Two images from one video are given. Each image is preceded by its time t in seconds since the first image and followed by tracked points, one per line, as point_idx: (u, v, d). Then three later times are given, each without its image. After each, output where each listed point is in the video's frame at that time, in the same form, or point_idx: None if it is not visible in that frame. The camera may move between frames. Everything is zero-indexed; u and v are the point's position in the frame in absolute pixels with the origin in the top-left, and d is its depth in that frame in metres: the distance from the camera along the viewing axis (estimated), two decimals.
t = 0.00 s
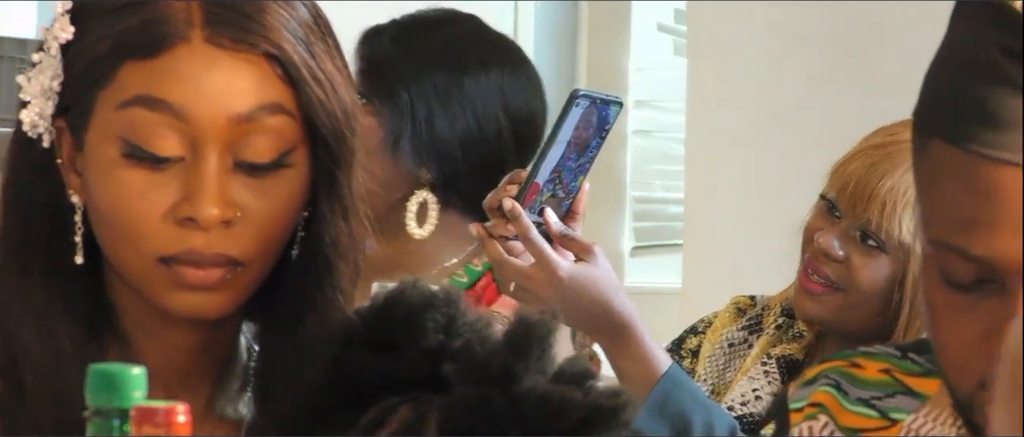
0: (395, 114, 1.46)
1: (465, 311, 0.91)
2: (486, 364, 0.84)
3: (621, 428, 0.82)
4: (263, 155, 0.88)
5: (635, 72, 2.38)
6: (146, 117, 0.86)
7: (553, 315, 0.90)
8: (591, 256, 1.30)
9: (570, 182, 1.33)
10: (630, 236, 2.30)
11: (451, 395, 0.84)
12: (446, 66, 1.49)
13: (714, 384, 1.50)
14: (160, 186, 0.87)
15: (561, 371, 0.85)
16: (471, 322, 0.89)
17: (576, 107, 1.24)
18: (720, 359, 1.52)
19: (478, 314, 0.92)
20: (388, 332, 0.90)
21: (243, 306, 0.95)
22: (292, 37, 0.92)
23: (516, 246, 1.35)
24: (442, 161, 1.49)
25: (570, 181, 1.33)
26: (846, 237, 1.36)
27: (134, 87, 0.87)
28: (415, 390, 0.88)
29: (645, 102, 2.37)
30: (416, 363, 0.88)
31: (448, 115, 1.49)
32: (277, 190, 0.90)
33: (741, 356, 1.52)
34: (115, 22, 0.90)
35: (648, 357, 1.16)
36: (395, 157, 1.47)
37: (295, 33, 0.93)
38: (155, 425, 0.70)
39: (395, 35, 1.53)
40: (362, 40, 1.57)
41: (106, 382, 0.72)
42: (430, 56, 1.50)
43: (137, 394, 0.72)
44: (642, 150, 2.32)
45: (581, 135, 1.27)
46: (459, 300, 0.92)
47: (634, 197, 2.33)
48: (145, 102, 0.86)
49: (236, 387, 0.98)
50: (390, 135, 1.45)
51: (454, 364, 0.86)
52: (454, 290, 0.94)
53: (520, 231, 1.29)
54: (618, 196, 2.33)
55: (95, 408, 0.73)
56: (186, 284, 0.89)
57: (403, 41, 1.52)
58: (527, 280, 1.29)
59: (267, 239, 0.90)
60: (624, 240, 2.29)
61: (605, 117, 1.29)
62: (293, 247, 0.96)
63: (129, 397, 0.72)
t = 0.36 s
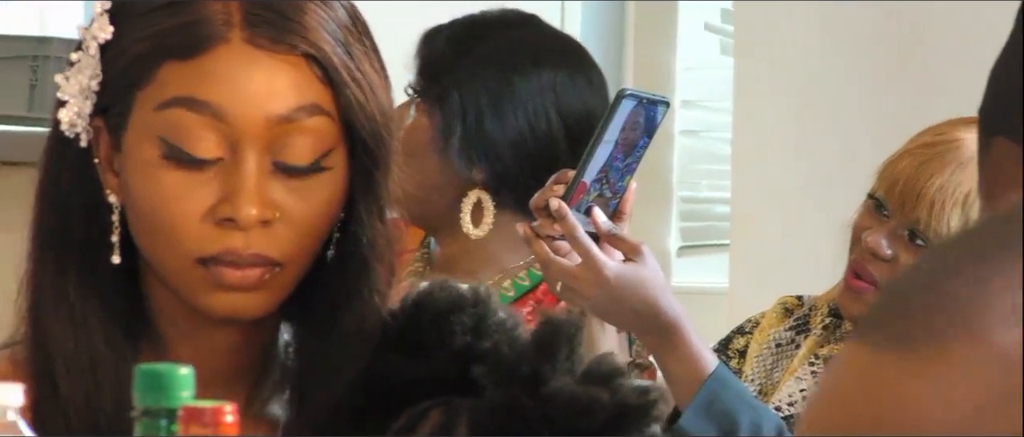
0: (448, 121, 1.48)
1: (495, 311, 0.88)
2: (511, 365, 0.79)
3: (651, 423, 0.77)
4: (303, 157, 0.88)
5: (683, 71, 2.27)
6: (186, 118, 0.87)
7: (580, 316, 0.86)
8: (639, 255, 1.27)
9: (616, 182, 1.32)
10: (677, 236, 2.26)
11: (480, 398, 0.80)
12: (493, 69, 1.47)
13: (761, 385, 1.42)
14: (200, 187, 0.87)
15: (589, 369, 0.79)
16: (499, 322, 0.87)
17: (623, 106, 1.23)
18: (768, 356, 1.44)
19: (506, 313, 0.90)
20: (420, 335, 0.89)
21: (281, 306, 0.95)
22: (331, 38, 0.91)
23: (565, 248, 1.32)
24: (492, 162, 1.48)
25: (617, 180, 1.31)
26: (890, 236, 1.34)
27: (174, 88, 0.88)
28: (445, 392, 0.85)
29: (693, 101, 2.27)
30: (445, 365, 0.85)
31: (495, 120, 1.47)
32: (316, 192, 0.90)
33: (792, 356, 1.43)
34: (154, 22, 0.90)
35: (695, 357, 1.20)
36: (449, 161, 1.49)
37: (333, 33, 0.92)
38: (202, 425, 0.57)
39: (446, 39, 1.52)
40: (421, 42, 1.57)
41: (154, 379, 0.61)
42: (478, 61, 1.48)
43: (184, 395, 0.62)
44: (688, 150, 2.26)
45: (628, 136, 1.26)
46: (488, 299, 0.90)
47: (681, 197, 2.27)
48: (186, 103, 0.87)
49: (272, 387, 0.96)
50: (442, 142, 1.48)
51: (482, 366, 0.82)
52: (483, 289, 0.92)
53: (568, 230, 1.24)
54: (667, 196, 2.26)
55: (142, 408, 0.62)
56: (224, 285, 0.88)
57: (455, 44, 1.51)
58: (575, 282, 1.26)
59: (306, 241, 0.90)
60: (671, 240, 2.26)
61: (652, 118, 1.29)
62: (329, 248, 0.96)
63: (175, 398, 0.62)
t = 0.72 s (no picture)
0: (489, 119, 1.51)
1: (515, 307, 0.87)
2: (531, 360, 0.78)
3: (675, 414, 0.75)
4: (339, 154, 0.89)
5: (728, 72, 2.36)
6: (224, 115, 0.87)
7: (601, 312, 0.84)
8: (687, 257, 1.29)
9: (661, 182, 1.30)
10: (722, 236, 2.36)
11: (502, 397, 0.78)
12: (534, 67, 1.50)
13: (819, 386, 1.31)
14: (236, 184, 0.87)
15: (610, 363, 0.78)
16: (521, 318, 0.85)
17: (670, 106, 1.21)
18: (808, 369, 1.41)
19: (526, 309, 0.89)
20: (440, 334, 0.87)
21: (315, 305, 0.95)
22: (365, 38, 0.93)
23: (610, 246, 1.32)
24: (525, 161, 1.51)
25: (661, 181, 1.30)
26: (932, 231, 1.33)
27: (211, 85, 0.88)
28: (469, 391, 0.83)
29: (738, 102, 2.36)
30: (464, 366, 0.84)
31: (534, 118, 1.50)
32: (353, 191, 0.91)
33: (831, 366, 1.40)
34: (190, 20, 0.91)
35: (743, 357, 1.27)
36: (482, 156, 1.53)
37: (367, 32, 0.93)
38: (249, 426, 0.58)
39: (491, 34, 1.54)
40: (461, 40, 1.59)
41: (200, 380, 0.62)
42: (518, 60, 1.51)
43: (231, 394, 0.63)
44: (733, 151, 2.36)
45: (672, 137, 1.25)
46: (508, 295, 0.89)
47: (727, 198, 2.36)
48: (224, 100, 0.88)
49: (303, 387, 0.96)
50: (480, 139, 1.52)
51: (503, 364, 0.81)
52: (503, 286, 0.91)
53: (613, 232, 1.23)
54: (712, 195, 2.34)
55: (189, 409, 0.63)
56: (260, 283, 0.88)
57: (497, 41, 1.53)
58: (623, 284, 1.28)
59: (342, 238, 0.90)
60: (716, 240, 2.35)
61: (695, 118, 1.27)
62: (359, 248, 0.96)
63: (222, 397, 0.62)
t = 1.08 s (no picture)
0: (528, 124, 1.49)
1: (563, 308, 0.88)
2: (586, 361, 0.81)
3: (727, 417, 0.81)
4: (379, 159, 0.89)
5: (768, 73, 2.63)
6: (265, 124, 0.88)
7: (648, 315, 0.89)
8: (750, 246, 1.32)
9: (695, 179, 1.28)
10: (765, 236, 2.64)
11: (557, 398, 0.81)
12: (573, 71, 1.49)
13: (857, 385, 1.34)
14: (276, 191, 0.88)
15: (663, 366, 0.83)
16: (570, 320, 0.86)
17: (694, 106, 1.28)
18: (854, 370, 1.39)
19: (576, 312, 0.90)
20: (488, 337, 0.88)
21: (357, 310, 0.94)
22: (402, 40, 0.92)
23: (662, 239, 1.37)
24: (561, 166, 1.50)
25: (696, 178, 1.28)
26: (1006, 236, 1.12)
27: (250, 93, 0.88)
28: (518, 394, 0.84)
29: (778, 103, 2.64)
30: (517, 367, 0.85)
31: (572, 123, 1.49)
32: (393, 195, 0.91)
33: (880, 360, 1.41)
34: (229, 26, 0.91)
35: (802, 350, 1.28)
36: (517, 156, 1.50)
37: (404, 34, 0.92)
38: (290, 426, 0.67)
39: (531, 36, 1.53)
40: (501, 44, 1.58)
41: (241, 382, 0.71)
42: (557, 63, 1.50)
43: (270, 396, 0.71)
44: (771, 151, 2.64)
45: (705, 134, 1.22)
46: (559, 298, 0.90)
47: (770, 198, 2.64)
48: (261, 107, 0.88)
49: (348, 389, 0.96)
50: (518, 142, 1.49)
51: (556, 365, 0.82)
52: (551, 288, 0.92)
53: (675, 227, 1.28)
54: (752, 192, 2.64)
55: (231, 410, 0.71)
56: (302, 289, 0.89)
57: (538, 42, 1.52)
58: (691, 277, 1.30)
59: (384, 242, 0.91)
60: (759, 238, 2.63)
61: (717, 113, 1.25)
62: (400, 249, 0.94)
63: (262, 399, 0.71)
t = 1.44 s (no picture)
0: (561, 137, 1.53)
1: (610, 312, 0.92)
2: (635, 365, 0.84)
3: (774, 421, 0.83)
4: (430, 167, 0.90)
5: (801, 79, 2.83)
6: (317, 131, 0.88)
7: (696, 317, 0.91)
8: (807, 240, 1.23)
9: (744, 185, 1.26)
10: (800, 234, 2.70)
11: (604, 400, 0.84)
12: (611, 84, 1.52)
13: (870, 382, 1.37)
14: (330, 196, 0.89)
15: (712, 370, 0.85)
16: (618, 324, 0.90)
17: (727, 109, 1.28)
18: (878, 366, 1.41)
19: (622, 316, 0.93)
20: (538, 339, 0.91)
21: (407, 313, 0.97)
22: (454, 50, 0.93)
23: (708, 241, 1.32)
24: (592, 176, 1.53)
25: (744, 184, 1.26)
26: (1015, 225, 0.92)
27: (306, 100, 0.89)
28: (568, 395, 0.87)
29: (810, 108, 2.83)
30: (567, 367, 0.87)
31: (607, 136, 1.52)
32: (445, 203, 0.92)
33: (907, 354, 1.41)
34: (283, 36, 0.92)
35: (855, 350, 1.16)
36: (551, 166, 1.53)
37: (456, 44, 0.94)
38: (332, 425, 0.69)
39: (575, 46, 1.56)
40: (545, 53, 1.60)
41: (287, 383, 0.72)
42: (596, 76, 1.52)
43: (314, 395, 0.72)
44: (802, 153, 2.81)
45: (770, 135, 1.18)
46: (604, 303, 0.93)
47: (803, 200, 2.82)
48: (318, 116, 0.88)
49: (395, 390, 1.00)
50: (554, 154, 1.53)
51: (605, 369, 0.85)
52: (599, 291, 0.95)
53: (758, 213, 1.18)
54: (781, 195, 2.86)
55: (275, 408, 0.73)
56: (355, 294, 0.91)
57: (580, 53, 1.55)
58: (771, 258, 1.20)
59: (434, 248, 0.93)
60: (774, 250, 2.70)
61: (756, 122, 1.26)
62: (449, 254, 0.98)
63: (306, 398, 0.72)
